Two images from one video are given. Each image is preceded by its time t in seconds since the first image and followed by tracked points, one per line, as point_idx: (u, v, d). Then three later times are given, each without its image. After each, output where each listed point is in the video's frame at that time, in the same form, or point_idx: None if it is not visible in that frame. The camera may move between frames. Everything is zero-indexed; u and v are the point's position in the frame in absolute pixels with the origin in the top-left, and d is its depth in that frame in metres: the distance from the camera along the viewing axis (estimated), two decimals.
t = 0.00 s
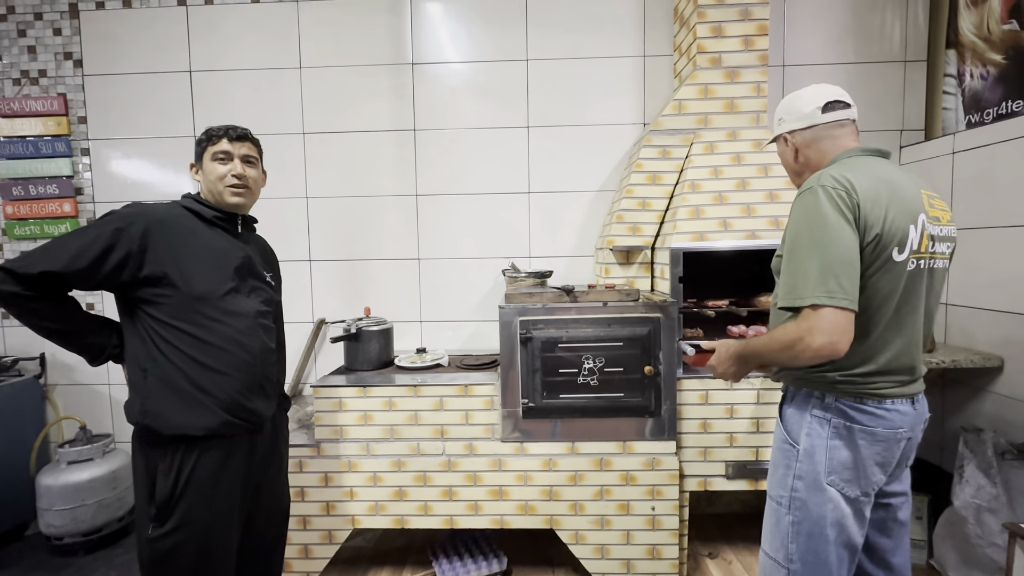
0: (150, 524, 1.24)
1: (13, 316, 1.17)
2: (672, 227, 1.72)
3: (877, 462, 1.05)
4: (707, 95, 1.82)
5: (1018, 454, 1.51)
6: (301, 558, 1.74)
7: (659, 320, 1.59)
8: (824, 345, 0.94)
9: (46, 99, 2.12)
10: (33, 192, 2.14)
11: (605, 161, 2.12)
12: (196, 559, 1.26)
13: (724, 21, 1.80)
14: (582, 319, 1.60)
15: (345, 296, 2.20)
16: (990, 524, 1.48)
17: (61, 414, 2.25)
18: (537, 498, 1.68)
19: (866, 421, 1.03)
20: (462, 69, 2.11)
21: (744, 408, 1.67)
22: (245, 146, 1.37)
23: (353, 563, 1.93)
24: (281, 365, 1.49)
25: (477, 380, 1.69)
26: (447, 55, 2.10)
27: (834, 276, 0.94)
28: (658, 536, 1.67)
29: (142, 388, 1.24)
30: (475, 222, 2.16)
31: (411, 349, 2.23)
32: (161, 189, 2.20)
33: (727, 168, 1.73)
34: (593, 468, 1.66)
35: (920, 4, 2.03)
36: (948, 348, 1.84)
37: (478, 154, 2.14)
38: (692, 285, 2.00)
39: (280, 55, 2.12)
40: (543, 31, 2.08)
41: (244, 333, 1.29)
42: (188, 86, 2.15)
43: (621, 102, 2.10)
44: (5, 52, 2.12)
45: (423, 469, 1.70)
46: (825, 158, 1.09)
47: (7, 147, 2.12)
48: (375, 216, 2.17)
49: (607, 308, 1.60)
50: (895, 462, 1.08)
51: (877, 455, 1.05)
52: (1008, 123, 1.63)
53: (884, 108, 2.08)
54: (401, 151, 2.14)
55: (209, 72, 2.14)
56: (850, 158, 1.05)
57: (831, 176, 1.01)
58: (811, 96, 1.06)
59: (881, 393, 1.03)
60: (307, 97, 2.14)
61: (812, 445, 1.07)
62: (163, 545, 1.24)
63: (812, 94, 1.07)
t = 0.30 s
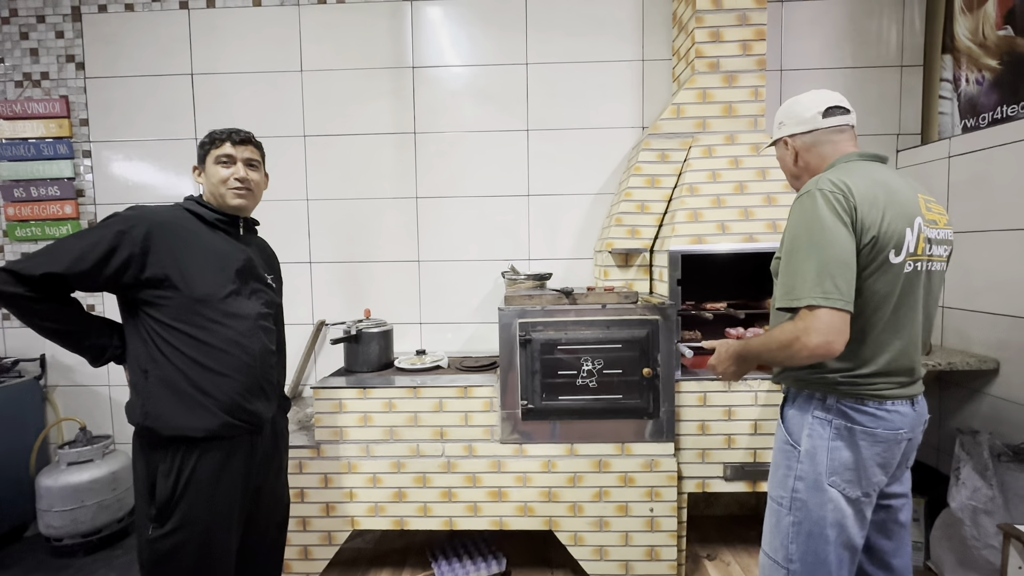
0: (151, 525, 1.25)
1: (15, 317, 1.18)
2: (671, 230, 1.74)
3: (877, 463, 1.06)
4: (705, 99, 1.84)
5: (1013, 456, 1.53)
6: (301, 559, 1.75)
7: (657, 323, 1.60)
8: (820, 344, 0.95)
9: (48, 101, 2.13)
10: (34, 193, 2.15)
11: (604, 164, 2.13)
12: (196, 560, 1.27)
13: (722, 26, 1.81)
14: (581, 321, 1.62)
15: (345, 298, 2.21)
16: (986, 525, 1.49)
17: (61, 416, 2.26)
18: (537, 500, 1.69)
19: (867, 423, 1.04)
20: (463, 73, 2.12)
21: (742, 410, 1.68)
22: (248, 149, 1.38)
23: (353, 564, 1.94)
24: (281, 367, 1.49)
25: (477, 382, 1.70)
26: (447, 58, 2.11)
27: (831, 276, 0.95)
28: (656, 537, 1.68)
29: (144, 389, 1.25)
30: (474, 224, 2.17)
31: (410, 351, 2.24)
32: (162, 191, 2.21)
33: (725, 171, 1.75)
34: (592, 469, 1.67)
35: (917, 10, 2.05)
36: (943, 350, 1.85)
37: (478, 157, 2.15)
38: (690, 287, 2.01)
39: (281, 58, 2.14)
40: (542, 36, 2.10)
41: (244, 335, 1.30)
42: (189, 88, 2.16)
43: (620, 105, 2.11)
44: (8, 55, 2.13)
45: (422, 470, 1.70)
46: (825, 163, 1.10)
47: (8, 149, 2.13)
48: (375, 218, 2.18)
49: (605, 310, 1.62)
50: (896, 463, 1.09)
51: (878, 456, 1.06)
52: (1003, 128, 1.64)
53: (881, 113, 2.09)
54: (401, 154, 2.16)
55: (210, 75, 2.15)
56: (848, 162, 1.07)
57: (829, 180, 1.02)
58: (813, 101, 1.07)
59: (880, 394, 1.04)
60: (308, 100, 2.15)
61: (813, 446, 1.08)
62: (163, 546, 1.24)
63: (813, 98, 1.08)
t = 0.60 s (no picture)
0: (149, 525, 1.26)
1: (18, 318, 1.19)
2: (668, 232, 1.75)
3: (871, 464, 1.07)
4: (702, 103, 1.85)
5: (1007, 457, 1.53)
6: (299, 560, 1.75)
7: (654, 325, 1.61)
8: (816, 349, 0.96)
9: (49, 103, 2.14)
10: (34, 195, 2.16)
11: (601, 167, 2.15)
12: (194, 560, 1.27)
13: (719, 30, 1.83)
14: (578, 323, 1.63)
15: (343, 300, 2.22)
16: (979, 526, 1.50)
17: (59, 417, 2.26)
18: (534, 501, 1.70)
19: (861, 424, 1.05)
20: (462, 76, 2.13)
21: (738, 412, 1.69)
22: (266, 155, 1.42)
23: (350, 565, 1.94)
24: (280, 368, 1.50)
25: (475, 383, 1.71)
26: (446, 62, 2.13)
27: (826, 282, 0.96)
28: (653, 539, 1.69)
29: (143, 389, 1.26)
30: (473, 227, 2.18)
31: (409, 352, 2.25)
32: (162, 193, 2.21)
33: (721, 174, 1.76)
34: (589, 471, 1.68)
35: (912, 16, 2.07)
36: (938, 353, 1.87)
37: (477, 160, 2.16)
38: (687, 290, 2.02)
39: (281, 61, 2.15)
40: (540, 40, 2.11)
41: (244, 337, 1.30)
42: (189, 91, 2.17)
43: (617, 109, 2.13)
44: (9, 57, 2.14)
45: (420, 472, 1.71)
46: (822, 165, 1.11)
47: (8, 151, 2.13)
48: (374, 221, 2.19)
49: (602, 312, 1.63)
50: (890, 464, 1.10)
51: (871, 457, 1.07)
52: (996, 133, 1.66)
53: (877, 117, 2.11)
54: (400, 156, 2.17)
55: (210, 77, 2.16)
56: (842, 167, 1.08)
57: (824, 185, 1.03)
58: (812, 103, 1.08)
59: (874, 396, 1.06)
60: (308, 103, 2.16)
61: (808, 447, 1.09)
62: (161, 546, 1.25)
63: (812, 101, 1.09)
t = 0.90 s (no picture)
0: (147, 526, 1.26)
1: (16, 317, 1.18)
2: (665, 235, 1.76)
3: (866, 466, 1.08)
4: (699, 106, 1.86)
5: (1001, 460, 1.55)
6: (296, 561, 1.75)
7: (651, 326, 1.62)
8: (817, 354, 0.97)
9: (47, 103, 2.14)
10: (32, 195, 2.16)
11: (600, 170, 2.15)
12: (192, 561, 1.27)
13: (716, 34, 1.84)
14: (576, 325, 1.64)
15: (341, 301, 2.22)
16: (974, 528, 1.51)
17: (56, 417, 2.26)
18: (531, 502, 1.70)
19: (857, 427, 1.06)
20: (461, 78, 2.14)
21: (735, 414, 1.70)
22: (269, 157, 1.43)
23: (347, 566, 1.94)
24: (278, 369, 1.50)
25: (473, 384, 1.71)
26: (445, 64, 2.14)
27: (827, 287, 0.97)
28: (650, 540, 1.69)
29: (143, 389, 1.26)
30: (471, 229, 2.19)
31: (407, 353, 2.25)
32: (160, 193, 2.21)
33: (718, 177, 1.77)
34: (586, 472, 1.68)
35: (908, 20, 2.08)
36: (933, 355, 1.88)
37: (476, 162, 2.17)
38: (685, 292, 2.03)
39: (280, 62, 2.15)
40: (539, 43, 2.12)
41: (243, 338, 1.31)
42: (189, 91, 2.17)
43: (615, 111, 2.13)
44: (8, 57, 2.14)
45: (417, 473, 1.71)
46: (817, 168, 1.12)
47: (7, 150, 2.13)
48: (373, 222, 2.19)
49: (600, 314, 1.63)
50: (884, 467, 1.11)
51: (866, 460, 1.08)
52: (991, 138, 1.67)
53: (873, 120, 2.12)
54: (399, 158, 2.17)
55: (210, 78, 2.17)
56: (840, 171, 1.08)
57: (823, 189, 1.04)
58: (808, 105, 1.09)
59: (869, 399, 1.06)
60: (307, 104, 2.16)
61: (804, 450, 1.09)
62: (158, 547, 1.25)
63: (808, 103, 1.10)
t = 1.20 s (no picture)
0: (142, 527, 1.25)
1: (13, 317, 1.18)
2: (663, 236, 1.76)
3: (861, 469, 1.08)
4: (698, 108, 1.87)
5: (998, 462, 1.55)
6: (292, 562, 1.75)
7: (649, 327, 1.62)
8: (813, 357, 0.97)
9: (44, 102, 2.14)
10: (28, 193, 2.15)
11: (598, 171, 2.16)
12: (187, 562, 1.27)
13: (715, 36, 1.84)
14: (573, 326, 1.63)
15: (339, 301, 2.22)
16: (970, 530, 1.51)
17: (51, 417, 2.25)
18: (529, 503, 1.70)
19: (851, 429, 1.06)
20: (460, 79, 2.14)
21: (732, 415, 1.70)
22: (267, 157, 1.43)
23: (343, 567, 1.94)
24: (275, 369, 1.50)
25: (470, 385, 1.71)
26: (444, 65, 2.14)
27: (823, 290, 0.97)
28: (647, 541, 1.69)
29: (140, 388, 1.25)
30: (469, 229, 2.18)
31: (405, 354, 2.25)
32: (157, 193, 2.21)
33: (716, 179, 1.77)
34: (584, 473, 1.68)
35: (905, 24, 2.09)
36: (930, 357, 1.89)
37: (475, 163, 2.17)
38: (683, 293, 2.03)
39: (278, 62, 2.15)
40: (538, 44, 2.12)
41: (241, 337, 1.30)
42: (187, 91, 2.17)
43: (614, 113, 2.14)
44: (5, 55, 2.13)
45: (415, 473, 1.71)
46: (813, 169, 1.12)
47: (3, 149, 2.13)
48: (371, 222, 2.19)
49: (598, 315, 1.64)
50: (880, 469, 1.11)
51: (861, 462, 1.08)
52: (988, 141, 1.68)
53: (870, 123, 2.13)
54: (398, 158, 2.17)
55: (208, 78, 2.16)
56: (835, 172, 1.08)
57: (819, 191, 1.04)
58: (804, 105, 1.09)
59: (864, 401, 1.06)
60: (305, 104, 2.16)
61: (799, 452, 1.09)
62: (154, 547, 1.24)
63: (804, 102, 1.10)
